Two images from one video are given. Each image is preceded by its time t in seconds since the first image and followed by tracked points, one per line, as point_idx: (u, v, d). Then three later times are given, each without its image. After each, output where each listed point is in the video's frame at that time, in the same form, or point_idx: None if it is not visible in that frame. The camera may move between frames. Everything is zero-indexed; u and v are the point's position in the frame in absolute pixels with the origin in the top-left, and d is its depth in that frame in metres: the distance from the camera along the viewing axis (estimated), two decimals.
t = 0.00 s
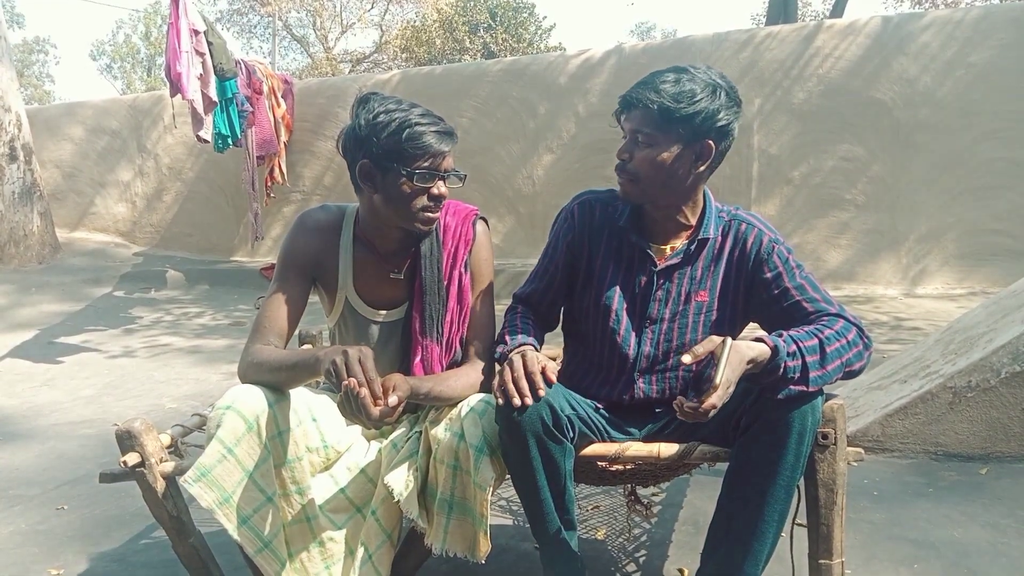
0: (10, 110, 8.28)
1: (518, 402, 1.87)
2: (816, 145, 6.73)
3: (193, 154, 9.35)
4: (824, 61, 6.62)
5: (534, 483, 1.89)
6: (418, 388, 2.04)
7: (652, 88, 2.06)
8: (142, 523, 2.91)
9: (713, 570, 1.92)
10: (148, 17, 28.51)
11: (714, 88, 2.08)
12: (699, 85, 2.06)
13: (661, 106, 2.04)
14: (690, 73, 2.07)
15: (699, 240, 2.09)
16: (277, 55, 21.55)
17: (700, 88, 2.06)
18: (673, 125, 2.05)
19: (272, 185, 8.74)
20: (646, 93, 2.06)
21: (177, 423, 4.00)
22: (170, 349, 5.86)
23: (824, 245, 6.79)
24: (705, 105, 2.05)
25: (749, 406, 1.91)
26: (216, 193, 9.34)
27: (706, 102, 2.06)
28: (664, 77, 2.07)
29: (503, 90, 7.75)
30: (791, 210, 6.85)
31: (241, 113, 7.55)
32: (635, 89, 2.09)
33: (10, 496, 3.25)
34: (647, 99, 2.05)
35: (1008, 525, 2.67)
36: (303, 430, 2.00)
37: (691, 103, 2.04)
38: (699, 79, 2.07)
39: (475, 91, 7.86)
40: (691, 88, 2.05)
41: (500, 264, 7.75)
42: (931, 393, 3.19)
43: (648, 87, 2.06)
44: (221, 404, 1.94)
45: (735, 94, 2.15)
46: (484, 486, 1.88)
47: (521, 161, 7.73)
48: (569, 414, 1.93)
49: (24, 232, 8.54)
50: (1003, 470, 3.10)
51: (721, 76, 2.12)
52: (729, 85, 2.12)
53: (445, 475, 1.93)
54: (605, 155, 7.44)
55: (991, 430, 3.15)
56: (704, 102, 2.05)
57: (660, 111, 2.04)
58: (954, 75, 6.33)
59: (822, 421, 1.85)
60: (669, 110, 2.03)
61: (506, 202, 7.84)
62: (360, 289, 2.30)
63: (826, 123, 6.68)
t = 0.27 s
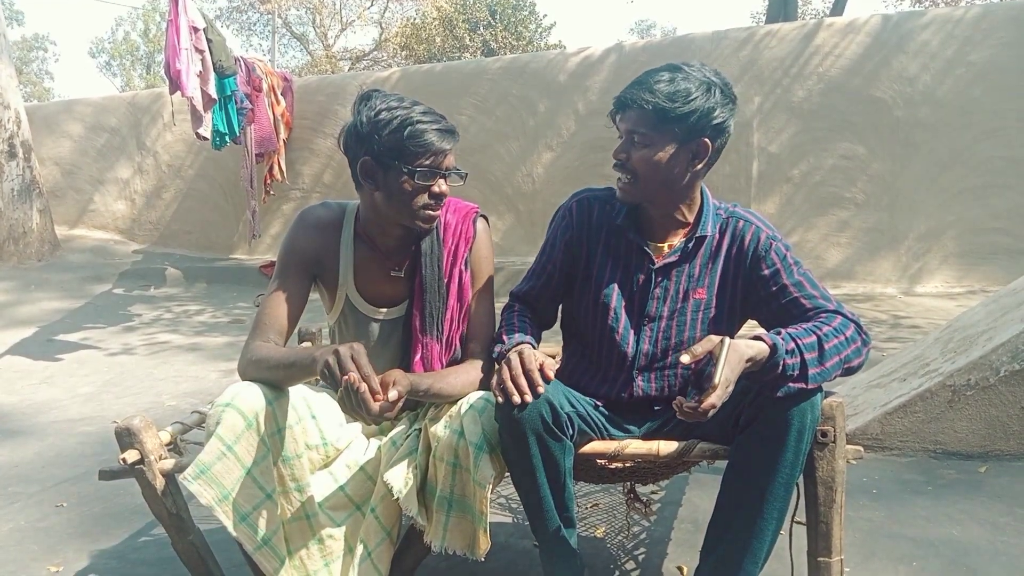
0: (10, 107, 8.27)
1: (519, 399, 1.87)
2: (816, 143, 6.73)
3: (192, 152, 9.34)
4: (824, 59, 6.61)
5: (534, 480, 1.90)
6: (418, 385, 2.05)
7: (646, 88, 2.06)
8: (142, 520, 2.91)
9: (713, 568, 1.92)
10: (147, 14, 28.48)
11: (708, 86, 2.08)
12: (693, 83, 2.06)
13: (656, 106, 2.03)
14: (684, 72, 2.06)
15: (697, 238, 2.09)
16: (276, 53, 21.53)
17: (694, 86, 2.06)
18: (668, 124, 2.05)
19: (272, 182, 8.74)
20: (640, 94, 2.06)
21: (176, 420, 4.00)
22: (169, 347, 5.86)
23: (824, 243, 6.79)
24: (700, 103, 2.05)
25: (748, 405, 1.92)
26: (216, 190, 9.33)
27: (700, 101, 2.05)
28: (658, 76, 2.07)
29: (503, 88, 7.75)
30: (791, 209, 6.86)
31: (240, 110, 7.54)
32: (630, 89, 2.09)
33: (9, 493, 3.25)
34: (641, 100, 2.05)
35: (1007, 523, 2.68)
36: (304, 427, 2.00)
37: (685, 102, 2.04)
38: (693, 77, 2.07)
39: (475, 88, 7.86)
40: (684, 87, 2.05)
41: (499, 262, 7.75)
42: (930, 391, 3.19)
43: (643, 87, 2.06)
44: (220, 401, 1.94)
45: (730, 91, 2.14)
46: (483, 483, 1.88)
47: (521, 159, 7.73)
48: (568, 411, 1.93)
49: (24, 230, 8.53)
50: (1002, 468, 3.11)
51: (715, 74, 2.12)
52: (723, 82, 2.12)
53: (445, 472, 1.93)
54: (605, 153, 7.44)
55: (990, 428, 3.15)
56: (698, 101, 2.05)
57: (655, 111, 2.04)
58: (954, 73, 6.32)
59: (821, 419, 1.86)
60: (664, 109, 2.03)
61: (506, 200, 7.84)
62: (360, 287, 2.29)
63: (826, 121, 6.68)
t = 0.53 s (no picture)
0: (10, 105, 8.27)
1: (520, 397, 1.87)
2: (816, 141, 6.73)
3: (192, 150, 9.34)
4: (824, 57, 6.61)
5: (534, 477, 1.90)
6: (418, 382, 2.04)
7: (648, 86, 2.05)
8: (143, 518, 2.91)
9: (713, 566, 1.92)
10: (147, 12, 28.45)
11: (709, 83, 2.08)
12: (695, 81, 2.05)
13: (657, 104, 2.03)
14: (685, 69, 2.06)
15: (697, 235, 2.09)
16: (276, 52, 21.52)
17: (695, 84, 2.05)
18: (670, 123, 2.04)
19: (272, 180, 8.73)
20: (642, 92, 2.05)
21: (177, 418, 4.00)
22: (169, 345, 5.87)
23: (824, 241, 6.79)
24: (701, 102, 2.05)
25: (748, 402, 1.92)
26: (215, 189, 9.33)
27: (701, 99, 2.05)
28: (659, 74, 2.06)
29: (503, 86, 7.74)
30: (791, 206, 6.86)
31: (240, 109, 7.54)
32: (631, 88, 2.09)
33: (10, 491, 3.25)
34: (643, 98, 2.05)
35: (1007, 520, 2.68)
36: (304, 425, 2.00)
37: (686, 101, 2.04)
38: (694, 75, 2.06)
39: (475, 86, 7.85)
40: (686, 85, 2.04)
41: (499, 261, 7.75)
42: (931, 389, 3.19)
43: (644, 85, 2.05)
44: (220, 400, 1.94)
45: (731, 88, 2.14)
46: (483, 481, 1.88)
47: (521, 157, 7.73)
48: (569, 409, 1.93)
49: (24, 228, 8.53)
50: (1002, 466, 3.11)
51: (716, 71, 2.11)
52: (723, 79, 2.11)
53: (445, 470, 1.93)
54: (605, 151, 7.43)
55: (990, 426, 3.16)
56: (699, 99, 2.05)
57: (656, 109, 2.04)
58: (954, 71, 6.32)
59: (821, 417, 1.86)
60: (665, 108, 2.03)
61: (506, 198, 7.84)
62: (360, 286, 2.30)
63: (826, 119, 6.67)
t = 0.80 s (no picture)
0: (9, 105, 8.26)
1: (519, 396, 1.87)
2: (816, 141, 6.73)
3: (191, 150, 9.33)
4: (824, 57, 6.61)
5: (533, 477, 1.90)
6: (417, 382, 2.04)
7: (677, 95, 1.97)
8: (142, 518, 2.91)
9: (713, 567, 1.91)
10: (146, 12, 28.45)
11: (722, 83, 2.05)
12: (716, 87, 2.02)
13: (696, 118, 1.97)
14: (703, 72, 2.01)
15: (697, 234, 2.09)
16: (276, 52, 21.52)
17: (717, 88, 2.02)
18: (704, 132, 2.00)
19: (271, 181, 8.73)
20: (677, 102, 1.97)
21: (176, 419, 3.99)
22: (169, 345, 5.86)
23: (824, 241, 6.79)
24: (724, 106, 2.03)
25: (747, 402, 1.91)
26: (215, 189, 9.33)
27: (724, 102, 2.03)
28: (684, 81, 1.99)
29: (503, 86, 7.74)
30: (791, 207, 6.86)
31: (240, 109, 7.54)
32: (657, 96, 1.98)
33: (10, 491, 3.25)
34: (679, 109, 1.96)
35: (1007, 520, 2.68)
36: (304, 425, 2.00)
37: (715, 108, 2.00)
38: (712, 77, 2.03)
39: (475, 87, 7.85)
40: (712, 91, 2.01)
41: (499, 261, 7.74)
42: (930, 389, 3.20)
43: (674, 95, 1.97)
44: (220, 400, 1.94)
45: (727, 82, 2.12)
46: (483, 481, 1.88)
47: (521, 157, 7.73)
48: (568, 409, 1.93)
49: (23, 228, 8.53)
50: (1002, 466, 3.11)
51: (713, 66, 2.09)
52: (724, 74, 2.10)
53: (445, 470, 1.93)
54: (604, 151, 7.43)
55: (990, 426, 3.16)
56: (721, 103, 2.02)
57: (695, 121, 1.97)
58: (953, 71, 6.33)
59: (821, 417, 1.86)
60: (702, 118, 1.98)
61: (506, 198, 7.84)
62: (360, 286, 2.30)
63: (825, 119, 6.67)
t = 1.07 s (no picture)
0: (11, 107, 8.27)
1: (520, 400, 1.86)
2: (817, 143, 6.73)
3: (193, 152, 9.34)
4: (825, 59, 6.61)
5: (534, 480, 1.89)
6: (418, 383, 2.04)
7: (685, 106, 1.94)
8: (142, 520, 2.91)
9: (714, 569, 1.91)
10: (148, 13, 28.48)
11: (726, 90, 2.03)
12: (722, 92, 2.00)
13: (702, 125, 1.94)
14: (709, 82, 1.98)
15: (702, 235, 2.09)
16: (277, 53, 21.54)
17: (721, 97, 1.99)
18: (712, 141, 1.98)
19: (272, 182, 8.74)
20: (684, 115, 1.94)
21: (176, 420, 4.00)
22: (170, 347, 5.87)
23: (825, 243, 6.79)
24: (729, 112, 2.00)
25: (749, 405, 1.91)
26: (216, 190, 9.33)
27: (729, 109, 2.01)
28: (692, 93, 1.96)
29: (504, 88, 7.74)
30: (792, 208, 6.85)
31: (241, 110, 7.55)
32: (665, 109, 1.95)
33: (11, 492, 3.25)
34: (687, 121, 1.93)
35: (1008, 523, 2.67)
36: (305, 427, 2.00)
37: (721, 115, 1.98)
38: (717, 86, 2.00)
39: (475, 88, 7.86)
40: (718, 100, 1.98)
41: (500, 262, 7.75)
42: (932, 392, 3.19)
43: (682, 106, 1.94)
44: (221, 402, 1.94)
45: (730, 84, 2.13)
46: (483, 484, 1.88)
47: (522, 159, 7.73)
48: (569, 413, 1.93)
49: (24, 230, 8.53)
50: (1003, 469, 3.10)
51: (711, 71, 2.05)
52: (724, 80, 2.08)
53: (445, 473, 1.93)
54: (605, 153, 7.43)
55: (992, 428, 3.15)
56: (727, 111, 2.00)
57: (705, 131, 1.95)
58: (954, 73, 6.32)
59: (823, 420, 1.86)
60: (710, 127, 1.95)
61: (507, 200, 7.84)
62: (361, 288, 2.30)
63: (826, 121, 6.67)
